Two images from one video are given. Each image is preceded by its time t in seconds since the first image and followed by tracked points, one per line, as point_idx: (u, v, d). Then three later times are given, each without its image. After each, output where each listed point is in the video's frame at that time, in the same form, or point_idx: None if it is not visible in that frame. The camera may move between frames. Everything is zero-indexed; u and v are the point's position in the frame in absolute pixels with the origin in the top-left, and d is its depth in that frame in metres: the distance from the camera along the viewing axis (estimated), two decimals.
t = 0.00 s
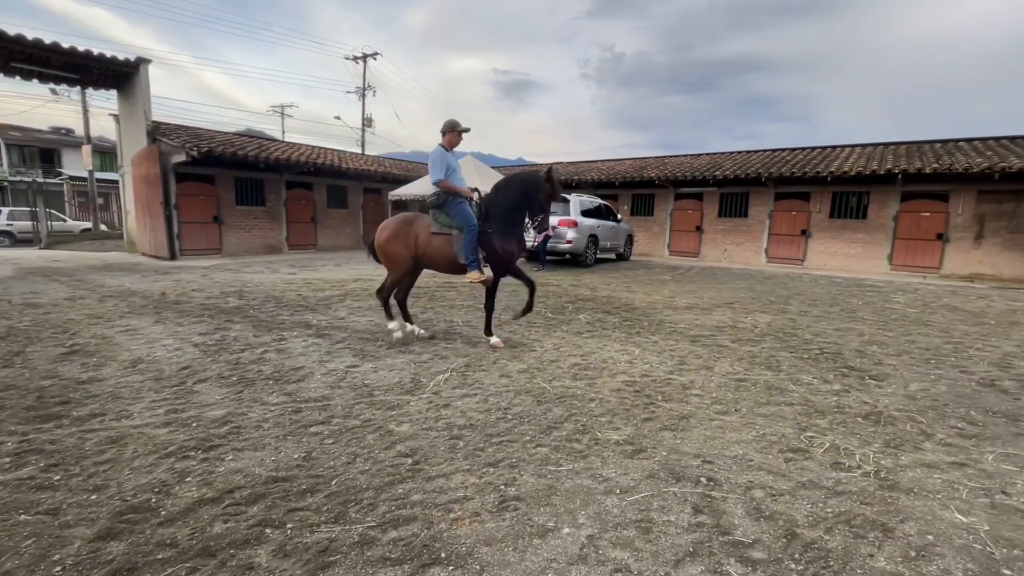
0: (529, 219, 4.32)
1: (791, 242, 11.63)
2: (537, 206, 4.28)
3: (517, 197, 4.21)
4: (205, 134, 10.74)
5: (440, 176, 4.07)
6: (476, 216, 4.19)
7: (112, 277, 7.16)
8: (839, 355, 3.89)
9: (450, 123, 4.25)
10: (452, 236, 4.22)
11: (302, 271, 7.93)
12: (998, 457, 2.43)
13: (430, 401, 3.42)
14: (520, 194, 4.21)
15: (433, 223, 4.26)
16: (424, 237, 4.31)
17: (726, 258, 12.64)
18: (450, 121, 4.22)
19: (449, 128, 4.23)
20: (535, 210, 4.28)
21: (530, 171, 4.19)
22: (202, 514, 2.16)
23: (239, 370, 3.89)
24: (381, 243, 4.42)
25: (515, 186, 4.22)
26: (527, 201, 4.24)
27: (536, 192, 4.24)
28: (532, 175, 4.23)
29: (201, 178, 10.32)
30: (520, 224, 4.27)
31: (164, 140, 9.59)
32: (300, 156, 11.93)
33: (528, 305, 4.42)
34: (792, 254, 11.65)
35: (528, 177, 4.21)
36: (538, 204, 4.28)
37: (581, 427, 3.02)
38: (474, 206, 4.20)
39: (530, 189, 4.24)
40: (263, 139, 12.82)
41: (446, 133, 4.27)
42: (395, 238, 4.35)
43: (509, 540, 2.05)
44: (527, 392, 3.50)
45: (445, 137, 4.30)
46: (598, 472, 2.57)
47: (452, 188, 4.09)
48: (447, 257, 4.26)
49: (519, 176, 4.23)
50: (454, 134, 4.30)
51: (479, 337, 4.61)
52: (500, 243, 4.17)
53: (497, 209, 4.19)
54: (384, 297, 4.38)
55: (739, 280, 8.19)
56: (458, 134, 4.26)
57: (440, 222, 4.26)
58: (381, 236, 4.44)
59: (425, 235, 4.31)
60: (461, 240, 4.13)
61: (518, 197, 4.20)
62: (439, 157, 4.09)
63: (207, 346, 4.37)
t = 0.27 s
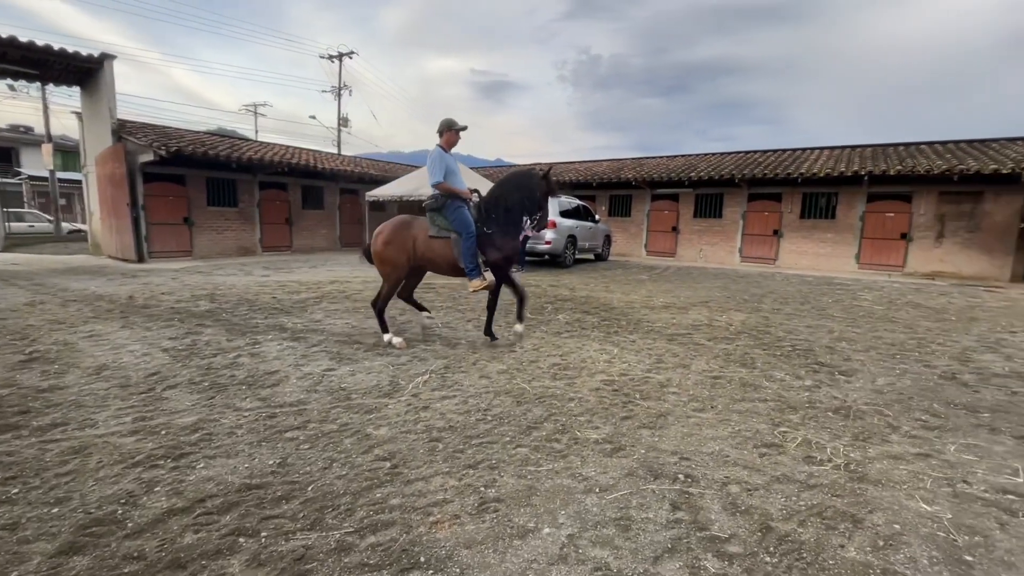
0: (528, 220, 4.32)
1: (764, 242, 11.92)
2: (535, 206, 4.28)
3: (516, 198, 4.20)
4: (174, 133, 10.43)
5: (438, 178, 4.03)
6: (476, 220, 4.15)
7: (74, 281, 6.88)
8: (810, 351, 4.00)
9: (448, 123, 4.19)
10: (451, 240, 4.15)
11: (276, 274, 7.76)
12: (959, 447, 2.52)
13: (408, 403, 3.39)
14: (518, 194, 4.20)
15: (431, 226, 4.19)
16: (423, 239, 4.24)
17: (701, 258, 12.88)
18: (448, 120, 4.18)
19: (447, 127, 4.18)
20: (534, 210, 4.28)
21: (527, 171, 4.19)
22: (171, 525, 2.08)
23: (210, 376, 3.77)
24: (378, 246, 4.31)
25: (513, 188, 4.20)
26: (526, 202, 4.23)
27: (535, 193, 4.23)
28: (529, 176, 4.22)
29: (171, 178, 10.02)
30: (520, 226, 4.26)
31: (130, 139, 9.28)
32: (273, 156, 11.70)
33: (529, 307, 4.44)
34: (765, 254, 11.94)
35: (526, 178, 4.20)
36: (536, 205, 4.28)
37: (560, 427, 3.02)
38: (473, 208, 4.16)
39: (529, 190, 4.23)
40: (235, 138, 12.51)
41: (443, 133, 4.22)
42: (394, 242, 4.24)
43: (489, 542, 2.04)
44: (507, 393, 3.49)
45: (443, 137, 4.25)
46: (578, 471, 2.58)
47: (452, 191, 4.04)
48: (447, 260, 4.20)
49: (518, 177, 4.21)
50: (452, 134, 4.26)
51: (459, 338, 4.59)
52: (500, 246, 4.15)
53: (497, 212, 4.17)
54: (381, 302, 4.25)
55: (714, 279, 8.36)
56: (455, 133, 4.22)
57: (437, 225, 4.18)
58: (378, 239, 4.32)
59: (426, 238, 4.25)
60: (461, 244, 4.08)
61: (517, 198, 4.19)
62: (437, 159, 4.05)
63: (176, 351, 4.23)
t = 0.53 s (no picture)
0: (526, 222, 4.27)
1: (738, 242, 12.18)
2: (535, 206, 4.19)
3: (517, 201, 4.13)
4: (142, 132, 10.12)
5: (437, 178, 3.99)
6: (474, 220, 4.08)
7: (35, 285, 6.59)
8: (783, 348, 4.08)
9: (448, 121, 4.13)
10: (448, 240, 4.10)
11: (250, 276, 7.58)
12: (923, 440, 2.61)
13: (387, 407, 3.34)
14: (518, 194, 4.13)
15: (430, 226, 4.15)
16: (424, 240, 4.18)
17: (678, 258, 13.08)
18: (448, 119, 4.11)
19: (446, 127, 4.12)
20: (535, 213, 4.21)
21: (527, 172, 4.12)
22: (138, 537, 2.00)
23: (180, 382, 3.65)
24: (379, 248, 4.26)
25: (515, 190, 4.13)
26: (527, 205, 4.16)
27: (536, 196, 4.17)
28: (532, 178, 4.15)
29: (139, 178, 9.71)
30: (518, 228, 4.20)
31: (95, 138, 8.95)
32: (247, 156, 11.46)
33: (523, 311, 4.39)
34: (739, 254, 12.20)
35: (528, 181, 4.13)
36: (537, 207, 4.21)
37: (540, 428, 3.02)
38: (471, 208, 4.09)
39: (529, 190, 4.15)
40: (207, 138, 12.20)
41: (443, 132, 4.17)
42: (391, 243, 4.21)
43: (468, 545, 2.01)
44: (486, 394, 3.47)
45: (443, 136, 4.20)
46: (557, 471, 2.57)
47: (450, 192, 3.99)
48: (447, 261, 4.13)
49: (520, 179, 4.14)
50: (451, 133, 4.19)
51: (437, 340, 4.55)
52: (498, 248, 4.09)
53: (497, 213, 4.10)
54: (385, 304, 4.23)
55: (690, 278, 8.50)
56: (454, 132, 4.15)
57: (436, 225, 4.14)
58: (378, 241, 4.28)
59: (424, 239, 4.18)
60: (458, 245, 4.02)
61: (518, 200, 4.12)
62: (436, 159, 4.01)
63: (144, 356, 4.09)
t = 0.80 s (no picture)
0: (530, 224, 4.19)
1: (713, 242, 12.41)
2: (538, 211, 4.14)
3: (519, 202, 4.06)
4: (108, 130, 9.79)
5: (439, 179, 3.88)
6: (477, 222, 4.02)
7: None
8: (757, 346, 4.16)
9: (448, 121, 4.03)
10: (451, 242, 4.02)
11: (223, 278, 7.40)
12: (890, 433, 2.69)
13: (364, 410, 3.29)
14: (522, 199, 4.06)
15: (431, 227, 4.06)
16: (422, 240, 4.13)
17: (655, 258, 13.27)
18: (448, 118, 4.00)
19: (446, 126, 4.01)
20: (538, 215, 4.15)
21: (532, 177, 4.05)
22: (102, 551, 1.92)
23: (148, 389, 3.52)
24: (376, 245, 4.21)
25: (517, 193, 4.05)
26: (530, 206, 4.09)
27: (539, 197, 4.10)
28: (534, 179, 4.08)
29: (105, 178, 9.39)
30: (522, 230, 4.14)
31: (58, 136, 8.61)
32: (220, 155, 11.19)
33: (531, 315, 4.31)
34: (714, 253, 12.43)
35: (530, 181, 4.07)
36: (540, 209, 4.14)
37: (519, 429, 3.01)
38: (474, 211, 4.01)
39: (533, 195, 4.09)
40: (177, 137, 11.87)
41: (444, 132, 4.06)
42: (390, 241, 4.16)
43: (446, 549, 1.99)
44: (465, 396, 3.45)
45: (443, 136, 4.09)
46: (536, 472, 2.57)
47: (452, 193, 3.90)
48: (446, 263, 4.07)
49: (521, 181, 4.08)
50: (452, 133, 4.09)
51: (416, 341, 4.51)
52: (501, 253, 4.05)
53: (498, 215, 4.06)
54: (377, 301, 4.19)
55: (667, 278, 8.62)
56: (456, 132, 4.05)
57: (438, 227, 4.05)
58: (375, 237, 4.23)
59: (423, 240, 4.13)
60: (462, 247, 3.94)
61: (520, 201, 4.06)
62: (437, 159, 3.91)
63: (110, 362, 3.94)
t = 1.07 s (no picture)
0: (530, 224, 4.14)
1: (689, 241, 12.61)
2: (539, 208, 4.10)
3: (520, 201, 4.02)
4: (73, 128, 9.45)
5: (441, 181, 3.84)
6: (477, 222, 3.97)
7: None
8: (732, 344, 4.23)
9: (449, 122, 3.98)
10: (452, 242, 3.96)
11: (195, 280, 7.21)
12: (858, 427, 2.76)
13: (340, 414, 3.23)
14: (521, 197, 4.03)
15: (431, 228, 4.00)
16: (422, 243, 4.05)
17: (633, 258, 13.42)
18: (449, 119, 3.95)
19: (448, 127, 3.95)
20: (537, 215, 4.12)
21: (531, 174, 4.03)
22: (62, 565, 1.83)
23: (114, 395, 3.40)
24: (374, 247, 4.12)
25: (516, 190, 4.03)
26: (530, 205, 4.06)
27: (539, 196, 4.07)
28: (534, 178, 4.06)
29: (69, 177, 9.05)
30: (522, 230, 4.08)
31: (18, 133, 8.26)
32: (191, 154, 10.91)
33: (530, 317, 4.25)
34: (690, 253, 12.64)
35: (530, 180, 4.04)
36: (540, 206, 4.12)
37: (498, 429, 3.00)
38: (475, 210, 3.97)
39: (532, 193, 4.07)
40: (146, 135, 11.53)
41: (444, 132, 4.02)
42: (390, 243, 4.08)
43: (423, 553, 1.96)
44: (443, 398, 3.42)
45: (444, 137, 4.04)
46: (515, 472, 2.56)
47: (453, 193, 3.86)
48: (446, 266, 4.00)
49: (522, 180, 4.06)
50: (453, 133, 4.04)
51: (394, 343, 4.46)
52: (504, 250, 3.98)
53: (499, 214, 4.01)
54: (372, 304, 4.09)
55: (645, 277, 8.73)
56: (456, 133, 4.01)
57: (439, 228, 3.99)
58: (374, 239, 4.14)
59: (424, 240, 4.05)
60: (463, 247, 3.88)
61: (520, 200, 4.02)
62: (439, 161, 3.86)
63: (73, 368, 3.79)
